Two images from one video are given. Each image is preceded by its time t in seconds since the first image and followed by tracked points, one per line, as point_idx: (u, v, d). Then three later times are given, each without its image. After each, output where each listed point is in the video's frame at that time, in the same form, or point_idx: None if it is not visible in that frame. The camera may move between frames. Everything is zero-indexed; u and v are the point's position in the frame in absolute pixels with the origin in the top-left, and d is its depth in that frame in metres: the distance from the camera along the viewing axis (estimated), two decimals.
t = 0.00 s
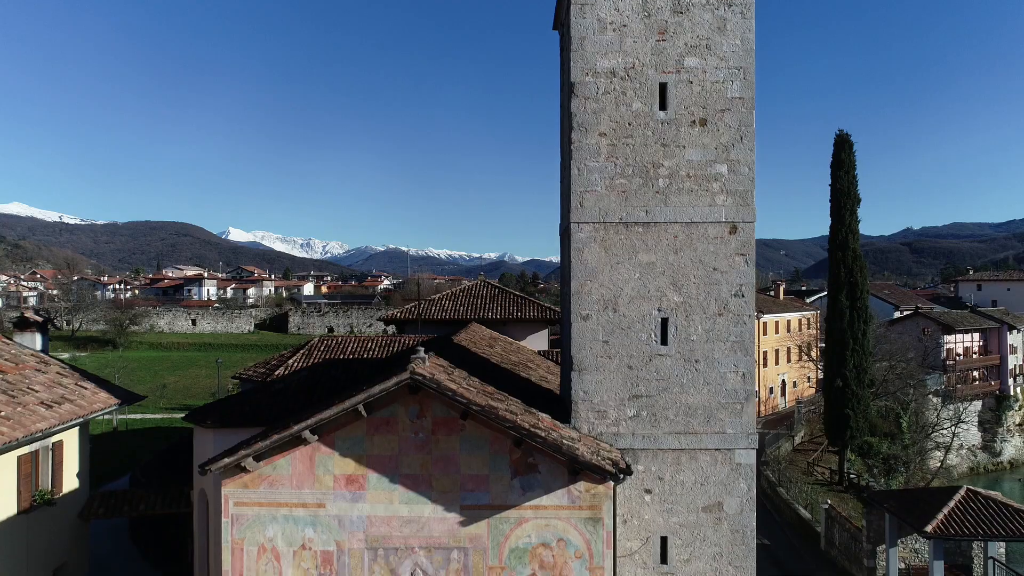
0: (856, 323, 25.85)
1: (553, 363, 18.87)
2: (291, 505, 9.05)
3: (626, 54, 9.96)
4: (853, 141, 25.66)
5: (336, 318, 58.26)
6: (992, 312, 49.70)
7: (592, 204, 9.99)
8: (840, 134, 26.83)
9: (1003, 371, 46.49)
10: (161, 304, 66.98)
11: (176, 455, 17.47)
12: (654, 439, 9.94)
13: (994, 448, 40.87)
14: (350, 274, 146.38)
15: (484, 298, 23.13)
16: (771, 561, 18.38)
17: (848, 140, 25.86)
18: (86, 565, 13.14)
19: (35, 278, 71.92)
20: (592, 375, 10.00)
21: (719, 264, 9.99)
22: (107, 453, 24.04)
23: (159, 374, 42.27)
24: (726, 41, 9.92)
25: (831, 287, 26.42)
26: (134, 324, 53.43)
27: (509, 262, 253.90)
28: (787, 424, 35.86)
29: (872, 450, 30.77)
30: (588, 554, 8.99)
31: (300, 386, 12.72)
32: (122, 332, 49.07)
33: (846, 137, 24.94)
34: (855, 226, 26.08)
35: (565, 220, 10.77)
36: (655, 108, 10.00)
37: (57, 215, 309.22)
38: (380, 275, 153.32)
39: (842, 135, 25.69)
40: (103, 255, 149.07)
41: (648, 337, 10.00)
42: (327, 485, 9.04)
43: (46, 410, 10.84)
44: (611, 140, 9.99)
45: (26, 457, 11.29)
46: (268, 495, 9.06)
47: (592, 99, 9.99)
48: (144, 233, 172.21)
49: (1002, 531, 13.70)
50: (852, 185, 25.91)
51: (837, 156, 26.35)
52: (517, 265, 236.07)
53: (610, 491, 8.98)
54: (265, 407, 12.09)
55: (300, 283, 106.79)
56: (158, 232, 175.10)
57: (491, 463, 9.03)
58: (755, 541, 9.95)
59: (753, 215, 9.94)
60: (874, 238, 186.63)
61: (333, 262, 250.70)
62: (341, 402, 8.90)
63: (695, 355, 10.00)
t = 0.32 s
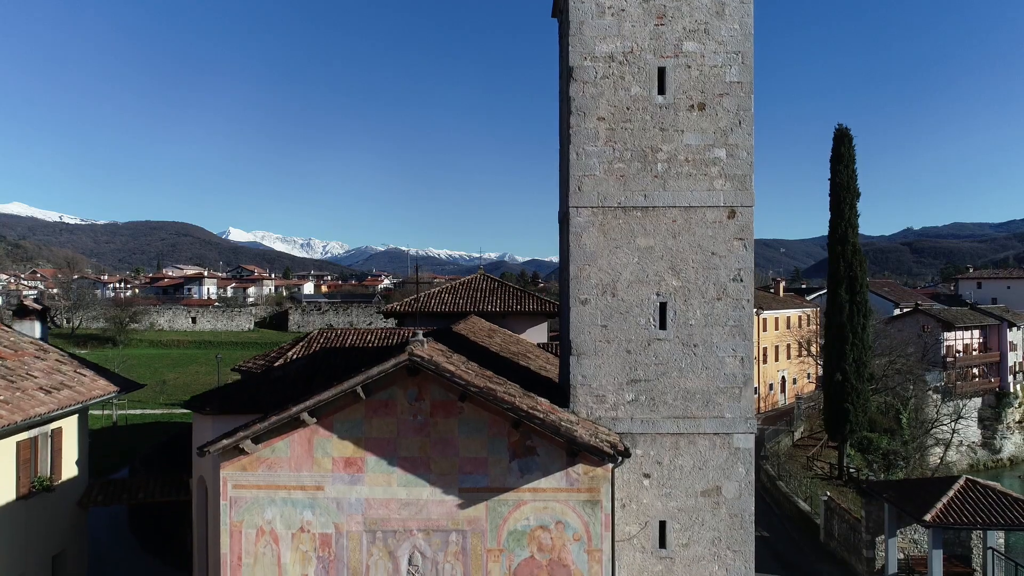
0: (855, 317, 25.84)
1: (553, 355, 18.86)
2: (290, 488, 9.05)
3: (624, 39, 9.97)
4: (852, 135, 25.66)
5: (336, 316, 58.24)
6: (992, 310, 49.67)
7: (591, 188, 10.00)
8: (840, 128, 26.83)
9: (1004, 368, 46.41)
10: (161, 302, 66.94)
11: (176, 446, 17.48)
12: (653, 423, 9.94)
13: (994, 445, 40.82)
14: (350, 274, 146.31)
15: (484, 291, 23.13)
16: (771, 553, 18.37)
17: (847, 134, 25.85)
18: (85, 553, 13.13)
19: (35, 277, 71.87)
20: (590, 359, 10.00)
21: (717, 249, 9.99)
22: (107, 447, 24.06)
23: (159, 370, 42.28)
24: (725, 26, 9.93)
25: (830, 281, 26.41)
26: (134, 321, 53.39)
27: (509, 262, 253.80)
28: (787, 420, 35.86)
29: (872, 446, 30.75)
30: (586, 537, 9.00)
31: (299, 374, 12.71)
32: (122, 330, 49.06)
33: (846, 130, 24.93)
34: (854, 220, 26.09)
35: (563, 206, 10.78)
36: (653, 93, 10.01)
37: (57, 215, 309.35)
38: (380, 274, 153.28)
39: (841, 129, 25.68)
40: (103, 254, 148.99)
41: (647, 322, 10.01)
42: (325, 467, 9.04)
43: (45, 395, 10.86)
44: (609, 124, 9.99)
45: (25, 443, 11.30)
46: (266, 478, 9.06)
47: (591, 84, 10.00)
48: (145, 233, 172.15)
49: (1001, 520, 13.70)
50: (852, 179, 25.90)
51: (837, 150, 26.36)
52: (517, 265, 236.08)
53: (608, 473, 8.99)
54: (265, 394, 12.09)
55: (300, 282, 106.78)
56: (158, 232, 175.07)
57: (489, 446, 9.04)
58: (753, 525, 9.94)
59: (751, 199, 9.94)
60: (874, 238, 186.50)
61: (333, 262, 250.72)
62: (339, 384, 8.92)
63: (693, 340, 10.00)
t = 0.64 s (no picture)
0: (854, 311, 25.83)
1: (552, 347, 18.85)
2: (287, 471, 9.05)
3: (621, 24, 9.97)
4: (851, 130, 25.65)
5: (336, 314, 58.28)
6: (991, 307, 49.68)
7: (588, 173, 10.00)
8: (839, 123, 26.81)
9: (1004, 365, 46.43)
10: (161, 301, 66.96)
11: (174, 437, 17.46)
12: (650, 408, 9.95)
13: (994, 442, 40.82)
14: (349, 273, 146.32)
15: (483, 284, 23.15)
16: (770, 545, 18.39)
17: (846, 128, 25.85)
18: (82, 542, 13.13)
19: (35, 276, 71.91)
20: (588, 344, 10.01)
21: (714, 234, 10.00)
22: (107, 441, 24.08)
23: (158, 367, 42.30)
24: (722, 11, 9.93)
25: (829, 275, 26.41)
26: (134, 319, 53.38)
27: (510, 262, 253.73)
28: (787, 416, 35.89)
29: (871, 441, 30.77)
30: (583, 520, 9.01)
31: (297, 362, 12.72)
32: (122, 328, 49.08)
33: (845, 124, 24.91)
34: (854, 214, 26.08)
35: (561, 192, 10.78)
36: (650, 78, 10.01)
37: (58, 215, 309.48)
38: (380, 274, 153.35)
39: (841, 123, 25.67)
40: (103, 254, 148.91)
41: (644, 307, 10.01)
42: (323, 451, 9.05)
43: (42, 381, 10.87)
44: (607, 109, 10.00)
45: (23, 430, 11.31)
46: (264, 461, 9.07)
47: (588, 69, 10.00)
48: (145, 233, 172.21)
49: (999, 509, 13.72)
50: (851, 174, 25.91)
51: (836, 144, 26.36)
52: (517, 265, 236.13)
53: (606, 457, 8.99)
54: (263, 381, 12.08)
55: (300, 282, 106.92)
56: (158, 232, 175.09)
57: (487, 429, 9.04)
58: (751, 510, 9.95)
59: (749, 184, 9.95)
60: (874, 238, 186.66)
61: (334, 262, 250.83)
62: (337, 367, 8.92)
63: (691, 325, 10.00)
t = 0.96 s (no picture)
0: (854, 306, 25.84)
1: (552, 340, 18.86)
2: (286, 455, 9.05)
3: (620, 10, 9.98)
4: (850, 124, 25.66)
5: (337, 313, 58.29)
6: (991, 304, 49.71)
7: (587, 159, 10.00)
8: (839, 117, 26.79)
9: (1003, 363, 46.44)
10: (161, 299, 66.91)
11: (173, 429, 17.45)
12: (649, 394, 9.95)
13: (994, 439, 40.83)
14: (349, 273, 146.32)
15: (483, 278, 23.14)
16: (769, 538, 18.41)
17: (846, 123, 25.85)
18: (81, 531, 13.14)
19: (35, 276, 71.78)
20: (586, 330, 10.01)
21: (713, 220, 10.00)
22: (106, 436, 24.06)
23: (159, 365, 42.32)
24: None
25: (829, 270, 26.41)
26: (134, 317, 53.42)
27: (510, 263, 253.89)
28: (786, 412, 35.92)
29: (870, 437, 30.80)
30: (582, 504, 9.01)
31: (296, 350, 12.70)
32: (122, 325, 49.05)
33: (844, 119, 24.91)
34: (853, 209, 26.06)
35: (560, 178, 10.77)
36: (649, 64, 10.01)
37: (58, 215, 309.47)
38: (380, 274, 153.39)
39: (840, 117, 25.67)
40: (103, 254, 148.92)
41: (643, 292, 10.01)
42: (321, 435, 9.05)
43: (41, 367, 10.88)
44: (605, 95, 10.00)
45: (22, 417, 11.33)
46: (262, 445, 9.07)
47: (587, 55, 10.00)
48: (145, 233, 172.15)
49: (997, 498, 13.75)
50: (850, 169, 25.93)
51: (836, 139, 26.36)
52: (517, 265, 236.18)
53: (604, 440, 9.00)
54: (262, 369, 12.07)
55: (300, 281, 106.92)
56: (158, 232, 175.07)
57: (485, 413, 9.05)
58: (749, 496, 9.96)
59: (748, 170, 9.95)
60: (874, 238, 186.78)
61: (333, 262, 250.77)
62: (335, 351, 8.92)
63: (689, 311, 10.00)
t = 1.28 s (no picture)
0: (853, 301, 25.83)
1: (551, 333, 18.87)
2: (284, 440, 9.05)
3: None
4: (850, 119, 25.66)
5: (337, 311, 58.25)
6: (990, 302, 49.76)
7: (585, 144, 10.00)
8: (838, 112, 26.79)
9: (1003, 360, 46.45)
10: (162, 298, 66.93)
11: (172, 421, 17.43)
12: (648, 380, 9.96)
13: (993, 437, 40.84)
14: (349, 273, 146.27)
15: (482, 272, 23.13)
16: (768, 530, 18.43)
17: (845, 117, 25.87)
18: (80, 520, 13.16)
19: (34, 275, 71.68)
20: (585, 316, 10.00)
21: (712, 205, 10.00)
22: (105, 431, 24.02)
23: (159, 362, 42.31)
24: None
25: (828, 265, 26.42)
26: (134, 315, 53.45)
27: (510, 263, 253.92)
28: (785, 408, 35.95)
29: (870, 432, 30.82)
30: (580, 488, 9.02)
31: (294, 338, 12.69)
32: (122, 323, 49.04)
33: (843, 114, 24.91)
34: (853, 203, 26.03)
35: (559, 165, 10.76)
36: (648, 50, 10.02)
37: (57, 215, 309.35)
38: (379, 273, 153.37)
39: (840, 112, 25.68)
40: (103, 255, 148.74)
41: (642, 278, 10.01)
42: (320, 419, 9.05)
43: (40, 354, 10.88)
44: (604, 81, 10.00)
45: (21, 405, 11.34)
46: (261, 430, 9.07)
47: (586, 40, 9.99)
48: (144, 233, 172.06)
49: (996, 488, 13.78)
50: (850, 164, 25.96)
51: (835, 133, 26.38)
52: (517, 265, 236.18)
53: (603, 425, 9.01)
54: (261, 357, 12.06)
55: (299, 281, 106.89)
56: (158, 232, 174.96)
57: (484, 398, 9.05)
58: (747, 482, 9.97)
59: (746, 156, 9.95)
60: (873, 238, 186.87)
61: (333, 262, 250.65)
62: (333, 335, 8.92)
63: (688, 297, 10.01)
